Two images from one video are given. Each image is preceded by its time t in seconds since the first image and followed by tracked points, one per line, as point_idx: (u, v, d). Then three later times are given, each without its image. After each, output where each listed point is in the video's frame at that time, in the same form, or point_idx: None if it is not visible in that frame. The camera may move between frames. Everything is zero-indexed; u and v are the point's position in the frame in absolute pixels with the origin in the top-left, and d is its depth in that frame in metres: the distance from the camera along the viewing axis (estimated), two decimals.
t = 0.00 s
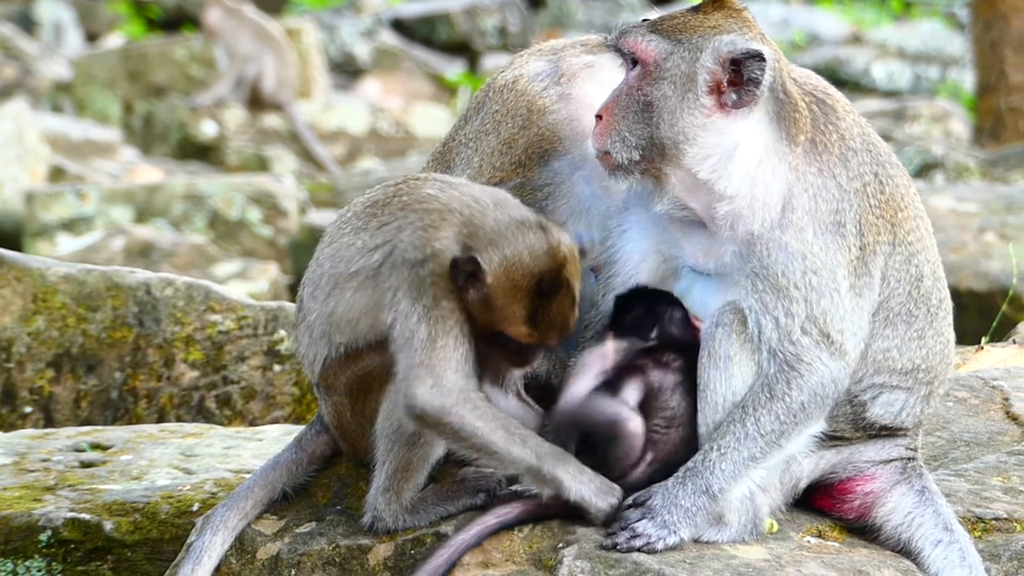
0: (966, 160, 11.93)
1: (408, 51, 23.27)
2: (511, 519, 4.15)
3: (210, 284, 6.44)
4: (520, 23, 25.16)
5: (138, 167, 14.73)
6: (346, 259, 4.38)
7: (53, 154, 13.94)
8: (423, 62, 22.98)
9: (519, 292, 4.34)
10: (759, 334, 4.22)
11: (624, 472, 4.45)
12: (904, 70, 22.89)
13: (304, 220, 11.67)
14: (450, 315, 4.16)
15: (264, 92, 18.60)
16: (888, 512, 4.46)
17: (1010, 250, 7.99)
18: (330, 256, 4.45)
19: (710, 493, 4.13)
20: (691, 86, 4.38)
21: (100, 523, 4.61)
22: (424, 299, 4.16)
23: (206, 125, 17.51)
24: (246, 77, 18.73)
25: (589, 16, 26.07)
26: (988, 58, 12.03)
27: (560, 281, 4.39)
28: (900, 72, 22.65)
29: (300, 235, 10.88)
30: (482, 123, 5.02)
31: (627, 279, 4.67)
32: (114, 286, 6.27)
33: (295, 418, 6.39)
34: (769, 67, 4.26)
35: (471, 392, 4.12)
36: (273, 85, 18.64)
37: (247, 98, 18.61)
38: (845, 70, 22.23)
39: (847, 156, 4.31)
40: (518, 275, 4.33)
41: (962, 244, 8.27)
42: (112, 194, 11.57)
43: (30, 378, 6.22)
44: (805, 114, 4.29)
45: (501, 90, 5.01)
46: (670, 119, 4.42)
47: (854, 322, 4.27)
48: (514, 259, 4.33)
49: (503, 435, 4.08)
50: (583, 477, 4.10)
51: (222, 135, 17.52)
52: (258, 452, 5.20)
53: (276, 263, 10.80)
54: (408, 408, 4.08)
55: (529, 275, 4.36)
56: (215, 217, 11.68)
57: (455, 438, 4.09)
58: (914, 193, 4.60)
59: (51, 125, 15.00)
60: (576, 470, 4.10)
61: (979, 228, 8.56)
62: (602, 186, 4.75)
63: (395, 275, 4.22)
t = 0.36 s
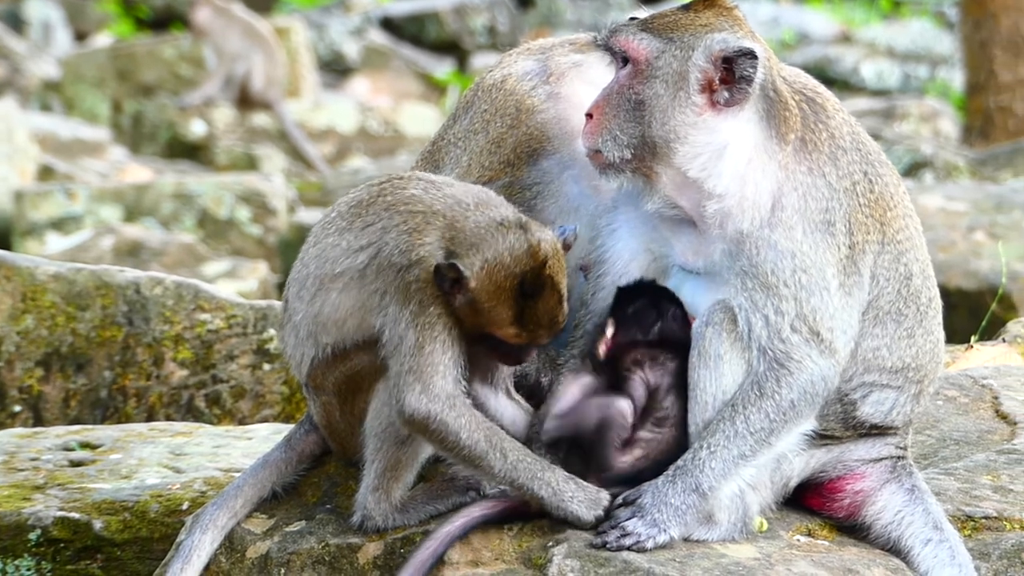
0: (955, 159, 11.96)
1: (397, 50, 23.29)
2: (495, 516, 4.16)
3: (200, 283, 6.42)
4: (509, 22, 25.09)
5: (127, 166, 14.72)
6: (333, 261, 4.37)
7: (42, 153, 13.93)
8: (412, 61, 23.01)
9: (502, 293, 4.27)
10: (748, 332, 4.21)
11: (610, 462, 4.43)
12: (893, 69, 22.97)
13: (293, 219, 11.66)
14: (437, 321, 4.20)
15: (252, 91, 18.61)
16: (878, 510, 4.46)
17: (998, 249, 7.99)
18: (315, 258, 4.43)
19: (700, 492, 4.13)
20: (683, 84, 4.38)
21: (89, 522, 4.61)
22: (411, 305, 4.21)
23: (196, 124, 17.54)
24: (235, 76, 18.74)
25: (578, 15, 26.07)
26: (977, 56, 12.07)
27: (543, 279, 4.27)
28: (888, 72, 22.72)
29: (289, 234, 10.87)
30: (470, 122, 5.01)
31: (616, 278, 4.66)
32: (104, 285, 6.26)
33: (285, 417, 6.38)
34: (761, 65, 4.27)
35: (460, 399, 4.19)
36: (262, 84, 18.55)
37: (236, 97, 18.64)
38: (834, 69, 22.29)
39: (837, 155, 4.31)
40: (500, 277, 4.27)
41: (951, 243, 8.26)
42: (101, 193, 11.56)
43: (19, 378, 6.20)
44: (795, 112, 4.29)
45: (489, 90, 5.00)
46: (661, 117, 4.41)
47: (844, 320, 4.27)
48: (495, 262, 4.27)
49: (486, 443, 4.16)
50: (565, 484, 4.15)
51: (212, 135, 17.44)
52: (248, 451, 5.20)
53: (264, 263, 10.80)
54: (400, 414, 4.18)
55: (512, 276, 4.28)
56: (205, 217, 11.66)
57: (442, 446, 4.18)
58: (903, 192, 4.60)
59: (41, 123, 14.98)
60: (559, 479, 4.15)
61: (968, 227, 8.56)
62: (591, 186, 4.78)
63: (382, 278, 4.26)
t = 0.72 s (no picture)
0: (945, 155, 12.10)
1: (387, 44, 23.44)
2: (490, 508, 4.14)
3: (190, 277, 6.40)
4: (498, 18, 25.05)
5: (117, 161, 14.72)
6: (327, 254, 4.36)
7: (32, 148, 13.93)
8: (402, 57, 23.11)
9: (496, 298, 4.29)
10: (739, 327, 4.21)
11: (600, 459, 4.45)
12: (883, 64, 23.35)
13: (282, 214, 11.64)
14: (422, 315, 4.18)
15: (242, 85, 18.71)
16: (869, 506, 4.46)
17: (988, 244, 7.99)
18: (310, 251, 4.44)
19: (691, 487, 4.13)
20: (676, 79, 4.37)
21: (79, 517, 4.61)
22: (399, 295, 4.17)
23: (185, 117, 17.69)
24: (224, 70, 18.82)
25: (568, 10, 25.79)
26: (967, 52, 12.79)
27: (538, 286, 4.29)
28: (878, 67, 23.11)
29: (280, 229, 10.90)
30: (461, 117, 5.02)
31: (607, 272, 4.65)
32: (93, 280, 6.24)
33: (274, 411, 6.39)
34: (754, 60, 4.26)
35: (424, 383, 4.08)
36: (251, 78, 18.73)
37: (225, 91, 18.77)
38: (824, 64, 22.58)
39: (829, 150, 4.31)
40: (495, 281, 4.29)
41: (941, 238, 8.26)
42: (90, 188, 11.57)
43: (9, 373, 6.19)
44: (787, 108, 4.28)
45: (480, 85, 5.00)
46: (654, 112, 4.41)
47: (835, 316, 4.26)
48: (492, 266, 4.29)
49: (449, 422, 4.04)
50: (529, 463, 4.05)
51: (200, 129, 17.61)
52: (237, 446, 5.21)
53: (254, 258, 10.81)
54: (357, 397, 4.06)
55: (506, 281, 4.29)
56: (194, 212, 11.62)
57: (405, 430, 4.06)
58: (895, 188, 4.60)
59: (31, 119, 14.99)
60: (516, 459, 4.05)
61: (957, 223, 8.58)
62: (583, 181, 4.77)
63: (373, 269, 4.22)
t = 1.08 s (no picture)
0: (939, 149, 12.30)
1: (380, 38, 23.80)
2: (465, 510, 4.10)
3: (184, 270, 6.43)
4: (492, 11, 25.39)
5: (111, 153, 14.71)
6: (320, 248, 4.37)
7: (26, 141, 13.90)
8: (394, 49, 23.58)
9: (488, 303, 4.28)
10: (733, 321, 4.21)
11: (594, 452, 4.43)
12: (877, 58, 23.70)
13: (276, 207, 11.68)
14: (417, 309, 4.17)
15: (236, 78, 18.69)
16: (863, 500, 4.45)
17: (982, 237, 7.98)
18: (303, 245, 4.44)
19: (685, 481, 4.13)
20: (672, 73, 4.36)
21: (73, 510, 4.61)
22: (393, 290, 4.16)
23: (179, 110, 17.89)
24: (218, 64, 18.73)
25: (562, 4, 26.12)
26: (962, 46, 13.08)
27: (530, 291, 4.30)
28: (872, 61, 23.41)
29: (273, 222, 10.93)
30: (455, 111, 4.99)
31: (601, 266, 4.65)
32: (88, 273, 6.23)
33: (268, 404, 6.41)
34: (751, 54, 4.26)
35: (427, 384, 4.09)
36: (245, 71, 18.71)
37: (219, 85, 18.72)
38: (819, 58, 22.81)
39: (824, 144, 4.30)
40: (487, 285, 4.28)
41: (936, 232, 8.26)
42: (84, 181, 11.56)
43: (3, 365, 6.18)
44: (782, 101, 4.28)
45: (474, 79, 4.99)
46: (650, 106, 4.40)
47: (830, 310, 4.26)
48: (484, 269, 4.28)
49: (451, 429, 4.06)
50: (527, 471, 4.09)
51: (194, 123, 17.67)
52: (232, 439, 5.21)
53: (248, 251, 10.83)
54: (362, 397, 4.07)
55: (499, 286, 4.29)
56: (188, 205, 11.69)
57: (406, 431, 4.07)
58: (890, 181, 4.60)
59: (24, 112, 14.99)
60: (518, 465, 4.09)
61: (952, 217, 8.60)
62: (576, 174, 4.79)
63: (366, 264, 4.23)
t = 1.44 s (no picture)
0: (927, 140, 12.36)
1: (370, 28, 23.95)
2: (480, 502, 4.04)
3: (172, 260, 6.40)
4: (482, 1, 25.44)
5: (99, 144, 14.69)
6: (309, 240, 4.37)
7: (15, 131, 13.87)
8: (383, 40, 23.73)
9: (476, 285, 4.24)
10: (723, 312, 4.21)
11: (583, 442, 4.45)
12: (866, 48, 23.86)
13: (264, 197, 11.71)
14: (410, 297, 4.20)
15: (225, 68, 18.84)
16: (852, 490, 4.45)
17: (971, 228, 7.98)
18: (292, 236, 4.43)
19: (674, 471, 4.12)
20: (662, 63, 4.34)
21: (61, 501, 4.62)
22: (386, 280, 4.21)
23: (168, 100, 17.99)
24: (207, 54, 18.85)
25: None
26: (950, 36, 13.09)
27: (519, 273, 4.24)
28: (862, 51, 23.64)
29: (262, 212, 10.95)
30: (444, 101, 4.99)
31: (590, 254, 4.65)
32: (76, 263, 6.20)
33: (257, 395, 6.41)
34: (740, 44, 4.26)
35: (430, 372, 4.19)
36: (233, 61, 18.85)
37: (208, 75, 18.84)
38: (807, 47, 23.01)
39: (814, 134, 4.30)
40: (475, 268, 4.24)
41: (924, 222, 8.27)
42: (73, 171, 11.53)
43: None
44: (771, 92, 4.28)
45: (462, 69, 4.98)
46: (640, 96, 4.38)
47: (820, 300, 4.26)
48: (473, 251, 4.25)
49: (458, 415, 4.16)
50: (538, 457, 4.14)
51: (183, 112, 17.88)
52: (220, 429, 5.21)
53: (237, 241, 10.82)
54: (368, 388, 4.17)
55: (488, 268, 4.25)
56: (176, 195, 11.68)
57: (413, 421, 4.18)
58: (879, 171, 4.59)
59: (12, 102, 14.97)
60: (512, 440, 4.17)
61: (941, 207, 8.61)
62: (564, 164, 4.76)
63: (357, 254, 4.27)
